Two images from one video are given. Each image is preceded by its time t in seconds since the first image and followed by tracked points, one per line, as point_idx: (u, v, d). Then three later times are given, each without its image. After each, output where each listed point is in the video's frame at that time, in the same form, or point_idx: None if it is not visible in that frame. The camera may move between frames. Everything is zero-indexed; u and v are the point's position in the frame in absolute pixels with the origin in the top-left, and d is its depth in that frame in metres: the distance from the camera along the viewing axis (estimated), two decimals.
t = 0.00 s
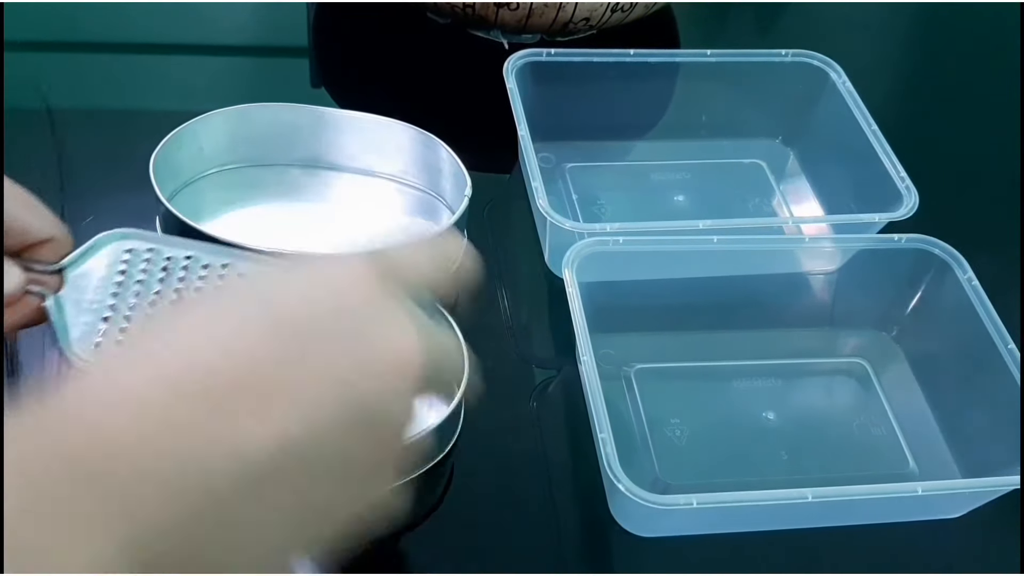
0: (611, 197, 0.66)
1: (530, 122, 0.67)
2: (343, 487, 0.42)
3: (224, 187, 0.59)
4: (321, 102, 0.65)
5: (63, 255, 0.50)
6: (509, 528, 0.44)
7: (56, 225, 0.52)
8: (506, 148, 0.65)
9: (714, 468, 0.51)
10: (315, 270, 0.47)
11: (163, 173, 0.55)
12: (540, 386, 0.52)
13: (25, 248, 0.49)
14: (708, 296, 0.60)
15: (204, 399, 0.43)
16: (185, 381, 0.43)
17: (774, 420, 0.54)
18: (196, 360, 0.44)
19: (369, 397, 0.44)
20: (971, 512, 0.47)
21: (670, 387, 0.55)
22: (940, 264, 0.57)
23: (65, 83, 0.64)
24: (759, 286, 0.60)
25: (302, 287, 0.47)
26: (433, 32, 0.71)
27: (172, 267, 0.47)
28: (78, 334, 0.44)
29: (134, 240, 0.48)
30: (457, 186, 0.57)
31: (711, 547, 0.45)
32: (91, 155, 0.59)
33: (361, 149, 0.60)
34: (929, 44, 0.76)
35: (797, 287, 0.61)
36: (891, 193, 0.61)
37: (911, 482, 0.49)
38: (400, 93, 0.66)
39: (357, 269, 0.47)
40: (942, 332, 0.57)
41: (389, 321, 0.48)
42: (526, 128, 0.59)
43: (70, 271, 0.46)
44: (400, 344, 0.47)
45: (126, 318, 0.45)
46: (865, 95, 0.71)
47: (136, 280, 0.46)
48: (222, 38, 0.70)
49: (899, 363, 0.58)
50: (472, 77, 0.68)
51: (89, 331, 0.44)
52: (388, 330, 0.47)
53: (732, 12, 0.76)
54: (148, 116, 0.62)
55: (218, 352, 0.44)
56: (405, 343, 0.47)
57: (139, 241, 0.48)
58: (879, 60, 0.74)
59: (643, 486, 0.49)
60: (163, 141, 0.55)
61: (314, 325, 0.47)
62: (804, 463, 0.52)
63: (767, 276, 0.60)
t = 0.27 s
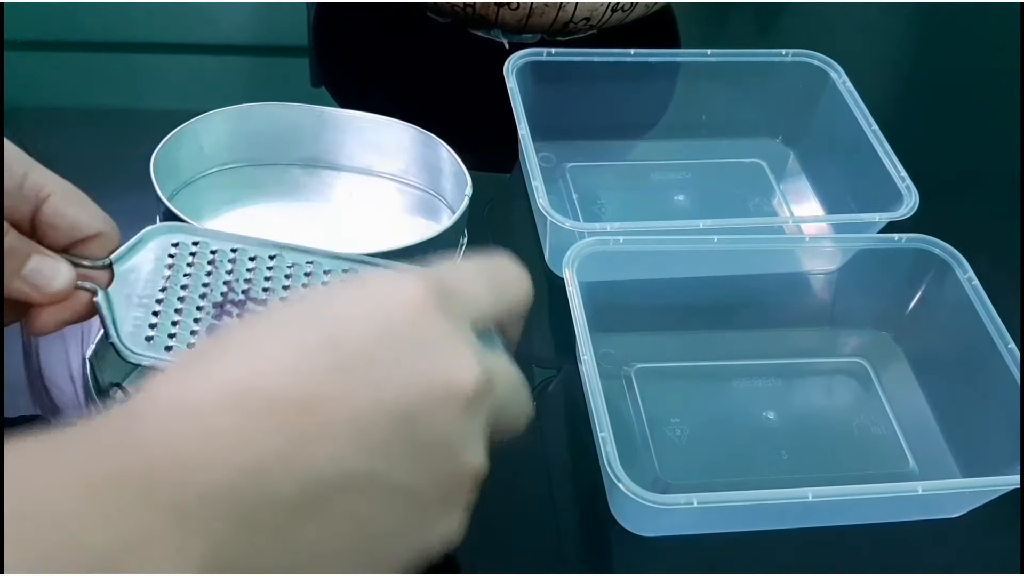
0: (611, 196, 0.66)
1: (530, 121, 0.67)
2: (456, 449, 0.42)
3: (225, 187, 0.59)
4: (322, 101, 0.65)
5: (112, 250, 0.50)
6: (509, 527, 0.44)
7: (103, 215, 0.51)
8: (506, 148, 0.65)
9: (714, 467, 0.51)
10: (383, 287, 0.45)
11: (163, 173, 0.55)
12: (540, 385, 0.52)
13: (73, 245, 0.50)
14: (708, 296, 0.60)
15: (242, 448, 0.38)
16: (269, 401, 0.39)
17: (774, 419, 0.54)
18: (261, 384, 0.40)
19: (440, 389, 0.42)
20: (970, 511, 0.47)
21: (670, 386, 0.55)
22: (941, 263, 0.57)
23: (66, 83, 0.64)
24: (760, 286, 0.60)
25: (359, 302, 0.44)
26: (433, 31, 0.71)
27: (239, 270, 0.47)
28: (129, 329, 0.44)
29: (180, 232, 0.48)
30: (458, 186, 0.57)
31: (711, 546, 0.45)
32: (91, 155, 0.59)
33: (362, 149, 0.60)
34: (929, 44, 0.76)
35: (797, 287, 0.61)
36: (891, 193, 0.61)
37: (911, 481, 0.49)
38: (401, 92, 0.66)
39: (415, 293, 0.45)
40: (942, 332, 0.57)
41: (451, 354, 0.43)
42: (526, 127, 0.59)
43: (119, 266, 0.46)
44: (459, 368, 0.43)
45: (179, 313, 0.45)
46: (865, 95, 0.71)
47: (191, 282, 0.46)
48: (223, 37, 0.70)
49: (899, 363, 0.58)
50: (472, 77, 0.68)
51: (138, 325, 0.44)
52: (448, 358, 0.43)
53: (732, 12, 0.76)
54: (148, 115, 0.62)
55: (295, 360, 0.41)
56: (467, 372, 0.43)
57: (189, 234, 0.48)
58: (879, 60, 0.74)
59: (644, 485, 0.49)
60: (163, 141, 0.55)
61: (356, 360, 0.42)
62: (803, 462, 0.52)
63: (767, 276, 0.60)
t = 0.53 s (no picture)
0: (611, 196, 0.66)
1: (531, 122, 0.67)
2: (468, 419, 0.39)
3: (225, 187, 0.59)
4: (322, 102, 0.65)
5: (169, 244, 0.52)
6: (510, 527, 0.44)
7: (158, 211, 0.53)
8: (506, 148, 0.65)
9: (714, 467, 0.51)
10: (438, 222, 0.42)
11: (164, 173, 0.55)
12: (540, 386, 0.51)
13: (131, 238, 0.52)
14: (709, 296, 0.60)
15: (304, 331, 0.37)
16: (350, 300, 0.38)
17: (775, 419, 0.54)
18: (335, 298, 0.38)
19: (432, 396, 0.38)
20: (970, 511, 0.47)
21: (670, 386, 0.56)
22: (941, 264, 0.57)
23: (66, 83, 0.64)
24: (760, 286, 0.60)
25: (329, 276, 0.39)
26: (433, 32, 0.71)
27: (249, 260, 0.48)
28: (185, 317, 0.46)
29: (240, 229, 0.49)
30: (458, 186, 0.57)
31: (712, 546, 0.45)
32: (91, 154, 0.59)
33: (362, 149, 0.60)
34: (929, 44, 0.76)
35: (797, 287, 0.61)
36: (892, 193, 0.62)
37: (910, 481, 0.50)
38: (400, 93, 0.66)
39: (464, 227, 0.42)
40: (942, 332, 0.57)
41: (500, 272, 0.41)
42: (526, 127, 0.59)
43: (174, 259, 0.48)
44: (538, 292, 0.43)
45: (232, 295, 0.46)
46: (865, 95, 0.71)
47: (235, 272, 0.48)
48: (223, 37, 0.70)
49: (899, 363, 0.59)
50: (472, 77, 0.68)
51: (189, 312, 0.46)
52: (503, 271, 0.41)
53: (733, 12, 0.76)
54: (149, 115, 0.62)
55: (360, 276, 0.39)
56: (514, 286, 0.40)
57: (239, 229, 0.49)
58: (879, 60, 0.74)
59: (644, 485, 0.49)
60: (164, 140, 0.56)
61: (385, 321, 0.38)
62: (804, 462, 0.52)
63: (766, 276, 0.60)
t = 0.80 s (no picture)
0: (611, 197, 0.66)
1: (532, 122, 0.68)
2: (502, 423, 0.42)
3: (226, 187, 0.59)
4: (323, 103, 0.65)
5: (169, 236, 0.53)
6: (511, 527, 0.44)
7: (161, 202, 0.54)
8: (507, 149, 0.65)
9: (715, 468, 0.51)
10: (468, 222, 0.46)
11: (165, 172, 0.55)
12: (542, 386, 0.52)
13: (132, 229, 0.53)
14: (709, 297, 0.60)
15: (330, 331, 0.40)
16: (382, 302, 0.42)
17: (775, 419, 0.54)
18: (354, 299, 0.42)
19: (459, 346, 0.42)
20: (970, 511, 0.47)
21: (671, 387, 0.56)
22: (941, 264, 0.57)
23: (67, 83, 0.64)
24: (761, 286, 0.60)
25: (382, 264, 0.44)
26: (434, 33, 0.71)
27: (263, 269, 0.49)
28: (185, 309, 0.47)
29: (234, 222, 0.51)
30: (460, 186, 0.57)
31: (712, 546, 0.45)
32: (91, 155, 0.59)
33: (364, 150, 0.60)
34: (929, 45, 0.76)
35: (798, 287, 0.61)
36: (892, 194, 0.62)
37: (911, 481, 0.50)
38: (402, 93, 0.66)
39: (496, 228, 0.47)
40: (942, 332, 0.57)
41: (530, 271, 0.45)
42: (527, 128, 0.59)
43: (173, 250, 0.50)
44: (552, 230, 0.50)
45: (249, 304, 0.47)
46: (866, 95, 0.71)
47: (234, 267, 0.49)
48: (223, 38, 0.70)
49: (898, 363, 0.59)
50: (472, 78, 0.68)
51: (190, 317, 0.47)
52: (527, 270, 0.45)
53: (733, 12, 0.76)
54: (150, 115, 0.63)
55: (360, 275, 0.43)
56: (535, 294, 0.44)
57: (239, 224, 0.51)
58: (879, 61, 0.74)
59: (645, 486, 0.49)
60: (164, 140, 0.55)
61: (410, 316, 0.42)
62: (804, 463, 0.52)
63: (768, 277, 0.60)
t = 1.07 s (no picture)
0: (610, 198, 0.66)
1: (531, 124, 0.68)
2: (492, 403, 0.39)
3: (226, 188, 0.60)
4: (322, 104, 0.65)
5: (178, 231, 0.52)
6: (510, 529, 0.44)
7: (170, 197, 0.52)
8: (507, 150, 0.65)
9: (713, 469, 0.51)
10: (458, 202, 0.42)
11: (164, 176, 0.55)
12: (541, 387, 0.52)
13: (140, 223, 0.51)
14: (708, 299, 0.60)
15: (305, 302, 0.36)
16: (383, 270, 0.38)
17: (774, 420, 0.54)
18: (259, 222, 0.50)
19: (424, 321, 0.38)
20: (969, 512, 0.47)
21: (670, 387, 0.56)
22: (940, 265, 0.57)
23: (65, 86, 0.64)
24: (760, 287, 0.60)
25: (377, 233, 0.40)
26: (433, 34, 0.71)
27: (274, 249, 0.56)
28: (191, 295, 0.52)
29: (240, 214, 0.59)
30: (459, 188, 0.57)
31: (712, 548, 0.45)
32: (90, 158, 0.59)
33: (362, 152, 0.60)
34: (928, 45, 0.76)
35: (796, 288, 0.61)
36: (891, 195, 0.62)
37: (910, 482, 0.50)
38: (401, 94, 0.66)
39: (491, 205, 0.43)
40: (941, 334, 0.57)
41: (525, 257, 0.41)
42: (526, 129, 0.59)
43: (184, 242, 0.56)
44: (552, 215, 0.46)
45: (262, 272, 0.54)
46: (865, 96, 0.71)
47: (241, 255, 0.56)
48: (222, 39, 0.70)
49: (897, 364, 0.59)
50: (471, 80, 0.68)
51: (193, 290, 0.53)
52: (519, 249, 0.41)
53: (732, 13, 0.76)
54: (149, 117, 0.63)
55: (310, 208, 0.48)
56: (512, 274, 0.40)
57: (247, 218, 0.58)
58: (878, 62, 0.74)
59: (644, 487, 0.49)
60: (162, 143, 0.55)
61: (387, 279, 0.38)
62: (803, 465, 0.52)
63: (766, 280, 0.60)
